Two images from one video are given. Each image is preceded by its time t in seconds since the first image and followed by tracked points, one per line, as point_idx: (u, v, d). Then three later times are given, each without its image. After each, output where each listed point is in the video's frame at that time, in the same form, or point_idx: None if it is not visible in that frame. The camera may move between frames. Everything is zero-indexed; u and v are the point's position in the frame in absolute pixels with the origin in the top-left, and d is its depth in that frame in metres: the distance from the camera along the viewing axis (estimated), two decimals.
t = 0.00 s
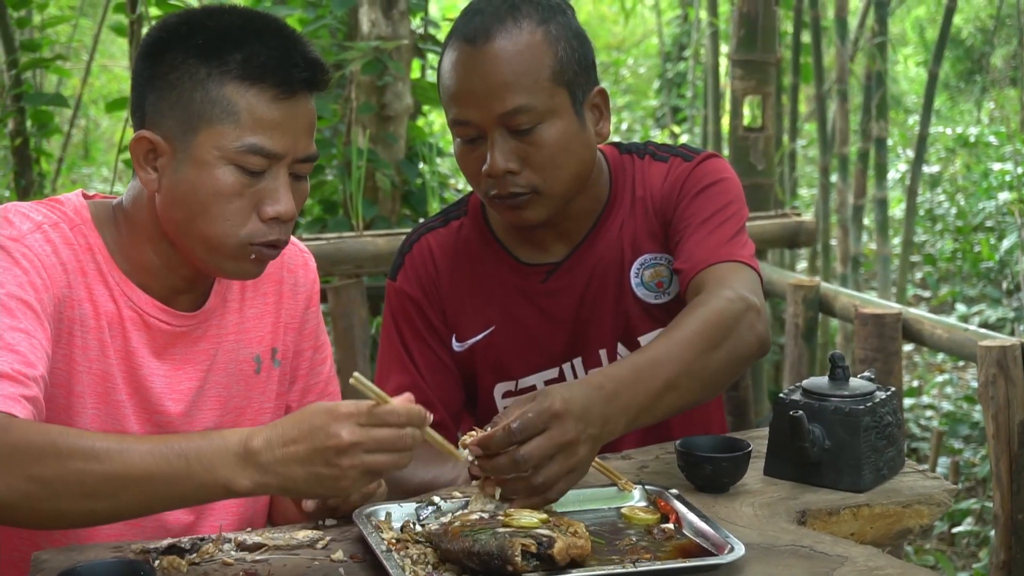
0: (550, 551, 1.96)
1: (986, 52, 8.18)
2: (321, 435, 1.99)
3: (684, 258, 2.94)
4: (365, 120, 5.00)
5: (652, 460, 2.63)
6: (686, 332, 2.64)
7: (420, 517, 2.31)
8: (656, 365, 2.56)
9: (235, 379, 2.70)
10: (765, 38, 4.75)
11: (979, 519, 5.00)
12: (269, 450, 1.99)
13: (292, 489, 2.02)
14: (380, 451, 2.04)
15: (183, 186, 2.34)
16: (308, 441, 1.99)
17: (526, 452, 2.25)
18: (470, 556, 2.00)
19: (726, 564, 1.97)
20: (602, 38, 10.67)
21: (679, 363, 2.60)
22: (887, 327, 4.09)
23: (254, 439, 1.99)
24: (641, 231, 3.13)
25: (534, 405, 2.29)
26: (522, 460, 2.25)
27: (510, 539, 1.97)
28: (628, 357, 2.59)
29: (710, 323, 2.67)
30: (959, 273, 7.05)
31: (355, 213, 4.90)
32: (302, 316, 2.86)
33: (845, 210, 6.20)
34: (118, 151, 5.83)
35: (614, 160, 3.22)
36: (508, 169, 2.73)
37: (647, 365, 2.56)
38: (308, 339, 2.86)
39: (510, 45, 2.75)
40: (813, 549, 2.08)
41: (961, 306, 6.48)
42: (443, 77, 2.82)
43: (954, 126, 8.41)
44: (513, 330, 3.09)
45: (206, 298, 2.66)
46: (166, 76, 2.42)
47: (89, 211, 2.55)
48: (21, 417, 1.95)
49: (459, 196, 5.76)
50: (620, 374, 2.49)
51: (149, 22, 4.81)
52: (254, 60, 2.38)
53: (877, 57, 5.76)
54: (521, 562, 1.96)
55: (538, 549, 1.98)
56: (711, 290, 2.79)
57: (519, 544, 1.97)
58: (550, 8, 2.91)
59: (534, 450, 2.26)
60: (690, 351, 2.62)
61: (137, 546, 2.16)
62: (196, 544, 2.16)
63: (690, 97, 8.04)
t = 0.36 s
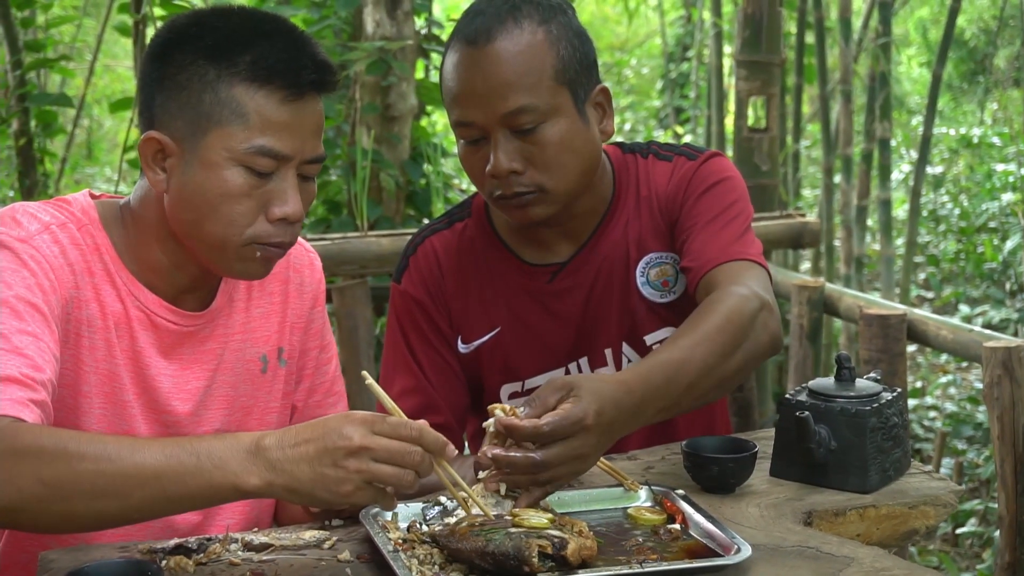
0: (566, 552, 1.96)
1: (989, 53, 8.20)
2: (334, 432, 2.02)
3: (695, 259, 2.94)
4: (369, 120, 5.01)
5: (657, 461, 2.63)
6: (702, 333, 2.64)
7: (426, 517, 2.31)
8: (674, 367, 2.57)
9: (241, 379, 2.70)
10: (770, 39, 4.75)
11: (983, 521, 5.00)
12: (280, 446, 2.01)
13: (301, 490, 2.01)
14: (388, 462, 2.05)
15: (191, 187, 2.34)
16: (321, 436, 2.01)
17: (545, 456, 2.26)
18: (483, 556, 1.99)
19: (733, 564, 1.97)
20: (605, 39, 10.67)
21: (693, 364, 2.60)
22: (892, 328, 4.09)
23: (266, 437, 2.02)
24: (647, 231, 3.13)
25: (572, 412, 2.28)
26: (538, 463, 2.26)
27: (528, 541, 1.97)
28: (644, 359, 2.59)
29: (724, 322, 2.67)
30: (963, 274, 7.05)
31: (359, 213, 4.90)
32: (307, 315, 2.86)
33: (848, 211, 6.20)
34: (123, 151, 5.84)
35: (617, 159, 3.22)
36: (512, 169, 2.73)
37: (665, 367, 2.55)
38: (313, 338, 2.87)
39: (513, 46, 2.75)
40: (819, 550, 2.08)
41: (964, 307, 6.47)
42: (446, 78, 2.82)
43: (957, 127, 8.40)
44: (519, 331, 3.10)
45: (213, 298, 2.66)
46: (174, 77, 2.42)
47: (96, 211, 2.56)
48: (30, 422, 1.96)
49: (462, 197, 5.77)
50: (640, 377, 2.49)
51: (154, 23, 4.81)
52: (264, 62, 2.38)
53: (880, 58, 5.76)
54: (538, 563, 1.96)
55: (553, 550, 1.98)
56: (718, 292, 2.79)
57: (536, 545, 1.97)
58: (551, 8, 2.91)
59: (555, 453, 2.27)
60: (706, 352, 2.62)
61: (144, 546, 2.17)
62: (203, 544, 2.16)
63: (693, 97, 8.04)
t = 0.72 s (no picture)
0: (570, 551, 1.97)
1: (990, 54, 8.21)
2: (361, 494, 1.95)
3: (694, 262, 2.95)
4: (371, 120, 5.01)
5: (660, 461, 2.63)
6: (706, 336, 2.65)
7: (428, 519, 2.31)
8: (680, 370, 2.57)
9: (245, 379, 2.70)
10: (772, 39, 4.75)
11: (984, 522, 5.00)
12: (304, 485, 1.93)
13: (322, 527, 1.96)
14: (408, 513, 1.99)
15: (195, 188, 2.34)
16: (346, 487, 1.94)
17: (541, 462, 2.27)
18: (487, 557, 1.99)
19: (735, 565, 1.97)
20: (606, 39, 10.67)
21: (695, 366, 2.60)
22: (894, 328, 4.09)
23: (289, 471, 1.93)
24: (647, 232, 3.13)
25: (566, 412, 2.27)
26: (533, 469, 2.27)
27: (533, 540, 1.97)
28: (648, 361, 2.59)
29: (728, 325, 2.67)
30: (963, 274, 7.05)
31: (361, 214, 4.91)
32: (311, 315, 2.85)
33: (850, 212, 6.21)
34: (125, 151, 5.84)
35: (618, 160, 3.22)
36: (511, 169, 2.73)
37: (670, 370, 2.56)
38: (317, 339, 2.86)
39: (510, 47, 2.75)
40: (821, 551, 2.07)
41: (966, 308, 6.48)
42: (443, 80, 2.82)
43: (958, 128, 8.41)
44: (520, 333, 3.09)
45: (217, 298, 2.66)
46: (179, 78, 2.42)
47: (102, 210, 2.55)
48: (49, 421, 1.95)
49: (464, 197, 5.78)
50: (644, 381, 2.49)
51: (156, 23, 4.81)
52: (268, 62, 2.37)
53: (881, 59, 5.76)
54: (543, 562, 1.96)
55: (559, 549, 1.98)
56: (718, 295, 2.79)
57: (541, 545, 1.97)
58: (546, 8, 2.91)
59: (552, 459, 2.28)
60: (711, 355, 2.63)
61: (146, 546, 2.16)
62: (205, 544, 2.16)
63: (695, 98, 8.04)
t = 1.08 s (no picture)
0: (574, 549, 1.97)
1: (990, 51, 8.23)
2: (353, 492, 1.97)
3: (695, 258, 2.95)
4: (373, 117, 5.01)
5: (663, 458, 2.63)
6: (706, 331, 2.64)
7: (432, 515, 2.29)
8: (679, 365, 2.57)
9: (248, 376, 2.71)
10: (774, 36, 4.75)
11: (984, 519, 5.00)
12: (294, 484, 1.95)
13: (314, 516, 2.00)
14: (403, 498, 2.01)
15: (199, 185, 2.34)
16: (339, 485, 1.95)
17: (528, 449, 2.29)
18: (492, 553, 1.99)
19: (738, 562, 1.97)
20: (607, 35, 10.67)
21: (697, 363, 2.60)
22: (895, 326, 4.09)
23: (277, 470, 1.94)
24: (647, 230, 3.13)
25: (557, 403, 2.27)
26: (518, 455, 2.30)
27: (538, 537, 1.95)
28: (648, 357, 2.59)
29: (728, 320, 2.67)
30: (963, 272, 7.06)
31: (363, 210, 4.91)
32: (314, 312, 2.86)
33: (851, 209, 6.21)
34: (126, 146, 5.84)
35: (617, 157, 3.21)
36: (510, 166, 2.73)
37: (669, 366, 2.55)
38: (319, 336, 2.87)
39: (508, 44, 2.75)
40: (825, 548, 2.08)
41: (966, 305, 6.47)
42: (442, 77, 2.82)
43: (959, 125, 8.42)
44: (522, 329, 3.10)
45: (220, 295, 2.66)
46: (180, 75, 2.41)
47: (105, 207, 2.55)
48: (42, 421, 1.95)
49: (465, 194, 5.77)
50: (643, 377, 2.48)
51: (157, 19, 4.81)
52: (270, 58, 2.37)
53: (883, 55, 5.75)
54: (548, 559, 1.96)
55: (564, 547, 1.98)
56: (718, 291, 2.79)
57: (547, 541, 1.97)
58: (545, 5, 2.90)
59: (539, 447, 2.30)
60: (711, 350, 2.62)
61: (149, 542, 2.16)
62: (209, 540, 2.16)
63: (695, 95, 8.04)
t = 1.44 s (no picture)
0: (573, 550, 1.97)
1: (989, 50, 8.24)
2: (333, 448, 1.98)
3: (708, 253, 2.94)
4: (372, 116, 5.01)
5: (662, 458, 2.62)
6: (725, 315, 2.64)
7: (431, 515, 2.26)
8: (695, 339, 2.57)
9: (243, 373, 2.71)
10: (773, 35, 4.74)
11: (983, 518, 5.00)
12: (278, 440, 1.97)
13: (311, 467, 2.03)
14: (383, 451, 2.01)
15: (187, 181, 2.34)
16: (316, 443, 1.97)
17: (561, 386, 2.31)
18: (491, 553, 1.99)
19: (738, 562, 1.97)
20: (605, 33, 10.66)
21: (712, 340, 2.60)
22: (895, 325, 4.09)
23: (262, 429, 1.97)
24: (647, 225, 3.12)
25: (587, 348, 2.29)
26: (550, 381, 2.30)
27: (537, 538, 1.96)
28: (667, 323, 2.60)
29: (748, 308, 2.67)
30: (962, 270, 7.07)
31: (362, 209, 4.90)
32: (309, 310, 2.88)
33: (849, 208, 6.20)
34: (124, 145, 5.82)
35: (613, 155, 3.20)
36: (507, 163, 2.73)
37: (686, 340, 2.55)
38: (315, 333, 2.90)
39: (503, 41, 2.74)
40: (825, 548, 2.07)
41: (965, 304, 6.47)
42: (436, 76, 2.82)
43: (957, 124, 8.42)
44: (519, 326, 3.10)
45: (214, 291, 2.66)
46: (168, 71, 2.41)
47: (97, 204, 2.55)
48: (30, 409, 1.94)
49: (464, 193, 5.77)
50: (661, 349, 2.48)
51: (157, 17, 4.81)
52: (256, 53, 2.36)
53: (882, 54, 5.75)
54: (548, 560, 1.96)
55: (564, 548, 1.99)
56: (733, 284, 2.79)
57: (546, 542, 1.97)
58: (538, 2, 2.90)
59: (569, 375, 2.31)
60: (728, 332, 2.62)
61: (149, 542, 2.16)
62: (208, 540, 2.16)
63: (694, 94, 8.03)
